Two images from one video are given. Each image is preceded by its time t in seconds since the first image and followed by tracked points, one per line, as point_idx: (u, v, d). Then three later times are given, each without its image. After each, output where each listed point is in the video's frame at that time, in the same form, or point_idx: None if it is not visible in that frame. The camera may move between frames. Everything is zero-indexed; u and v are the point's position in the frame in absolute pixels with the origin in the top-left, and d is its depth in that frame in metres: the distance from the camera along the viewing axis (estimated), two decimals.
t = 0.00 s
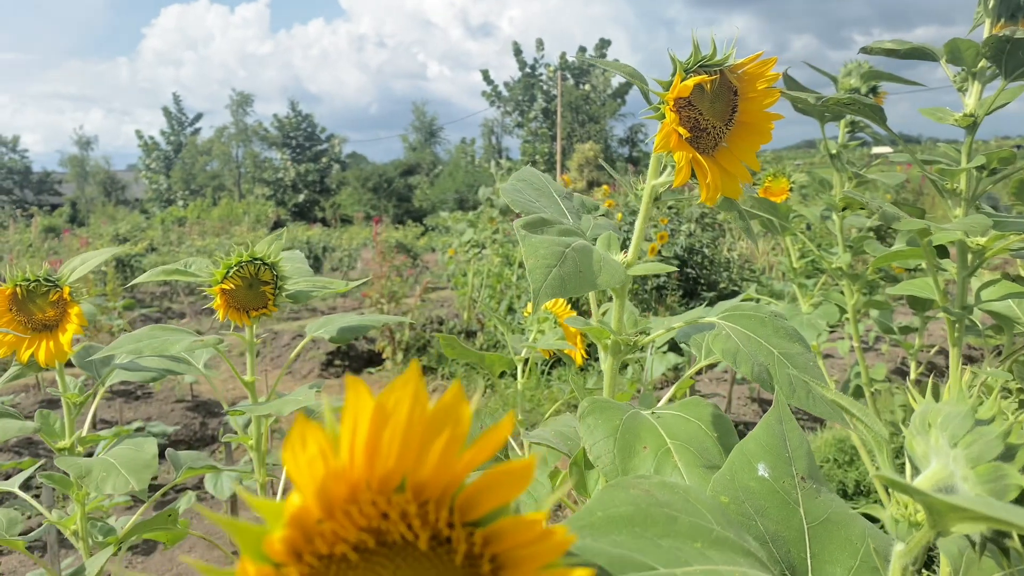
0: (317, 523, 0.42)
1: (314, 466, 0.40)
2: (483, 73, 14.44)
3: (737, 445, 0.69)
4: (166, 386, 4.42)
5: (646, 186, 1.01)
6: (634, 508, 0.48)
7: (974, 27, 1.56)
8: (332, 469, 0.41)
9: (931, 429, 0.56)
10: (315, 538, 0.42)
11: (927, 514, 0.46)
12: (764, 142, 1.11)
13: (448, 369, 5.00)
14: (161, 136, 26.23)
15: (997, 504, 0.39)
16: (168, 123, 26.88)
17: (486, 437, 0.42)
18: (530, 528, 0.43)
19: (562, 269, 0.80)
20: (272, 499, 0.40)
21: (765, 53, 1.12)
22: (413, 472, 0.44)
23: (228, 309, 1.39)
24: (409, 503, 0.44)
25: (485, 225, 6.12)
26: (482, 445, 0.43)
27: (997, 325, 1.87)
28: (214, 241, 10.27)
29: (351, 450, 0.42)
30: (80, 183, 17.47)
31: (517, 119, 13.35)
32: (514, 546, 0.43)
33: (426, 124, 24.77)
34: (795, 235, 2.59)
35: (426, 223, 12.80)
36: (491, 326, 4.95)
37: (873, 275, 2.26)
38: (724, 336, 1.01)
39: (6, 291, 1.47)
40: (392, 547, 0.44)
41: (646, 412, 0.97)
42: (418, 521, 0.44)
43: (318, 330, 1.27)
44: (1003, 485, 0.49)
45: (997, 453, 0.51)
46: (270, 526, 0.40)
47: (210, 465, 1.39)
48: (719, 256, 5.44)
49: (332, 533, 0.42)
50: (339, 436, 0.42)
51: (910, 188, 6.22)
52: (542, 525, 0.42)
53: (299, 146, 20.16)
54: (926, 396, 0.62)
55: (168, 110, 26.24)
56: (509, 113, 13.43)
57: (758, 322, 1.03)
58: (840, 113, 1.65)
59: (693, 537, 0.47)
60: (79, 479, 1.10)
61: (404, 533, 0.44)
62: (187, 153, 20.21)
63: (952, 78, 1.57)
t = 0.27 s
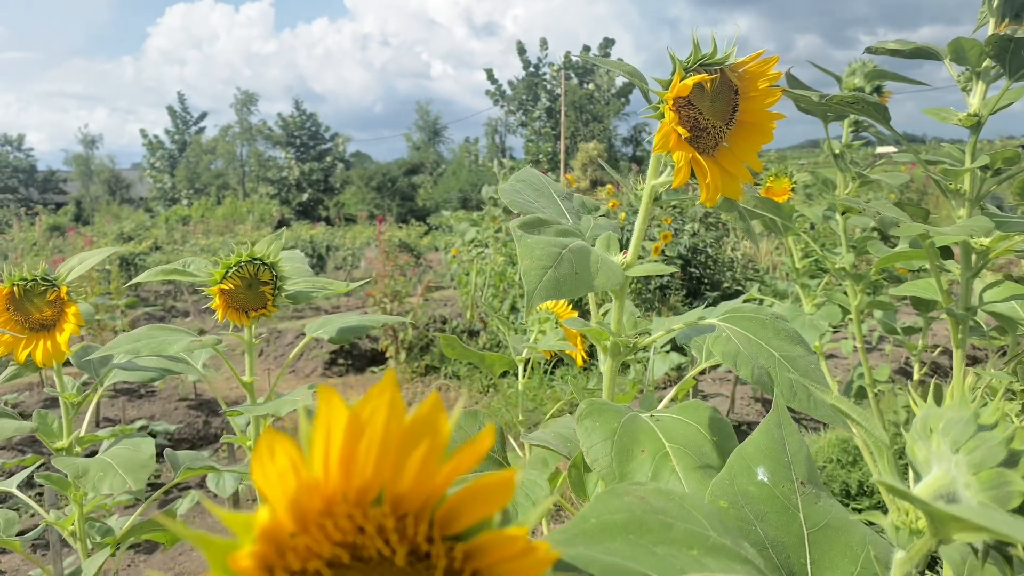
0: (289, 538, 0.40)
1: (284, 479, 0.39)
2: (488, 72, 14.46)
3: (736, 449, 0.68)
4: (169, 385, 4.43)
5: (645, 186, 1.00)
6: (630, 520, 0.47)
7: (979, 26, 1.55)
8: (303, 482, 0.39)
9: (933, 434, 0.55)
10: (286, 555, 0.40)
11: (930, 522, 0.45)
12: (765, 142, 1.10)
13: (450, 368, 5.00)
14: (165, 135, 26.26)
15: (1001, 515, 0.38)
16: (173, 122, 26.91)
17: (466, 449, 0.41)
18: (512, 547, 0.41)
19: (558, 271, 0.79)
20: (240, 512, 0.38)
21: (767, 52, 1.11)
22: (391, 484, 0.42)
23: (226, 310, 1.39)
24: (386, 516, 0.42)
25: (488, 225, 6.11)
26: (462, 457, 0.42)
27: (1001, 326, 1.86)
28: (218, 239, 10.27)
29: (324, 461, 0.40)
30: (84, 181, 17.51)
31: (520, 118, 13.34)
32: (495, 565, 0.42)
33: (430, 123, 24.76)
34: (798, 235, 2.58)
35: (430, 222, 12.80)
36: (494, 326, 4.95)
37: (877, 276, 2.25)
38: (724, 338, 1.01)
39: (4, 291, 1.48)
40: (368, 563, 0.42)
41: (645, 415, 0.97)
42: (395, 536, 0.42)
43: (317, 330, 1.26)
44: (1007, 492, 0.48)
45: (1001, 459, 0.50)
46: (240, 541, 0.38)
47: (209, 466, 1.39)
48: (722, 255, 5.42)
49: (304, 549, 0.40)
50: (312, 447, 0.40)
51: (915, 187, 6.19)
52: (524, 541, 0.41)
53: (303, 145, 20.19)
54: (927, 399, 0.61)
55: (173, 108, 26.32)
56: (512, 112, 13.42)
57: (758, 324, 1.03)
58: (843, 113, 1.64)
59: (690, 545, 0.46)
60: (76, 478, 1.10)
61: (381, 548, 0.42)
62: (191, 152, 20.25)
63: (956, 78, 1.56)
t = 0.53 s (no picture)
0: (251, 556, 0.38)
1: (247, 491, 0.37)
2: (491, 71, 14.45)
3: (733, 453, 0.67)
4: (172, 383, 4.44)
5: (645, 185, 0.99)
6: (618, 524, 0.46)
7: (985, 25, 1.54)
8: (267, 494, 0.37)
9: (933, 438, 0.54)
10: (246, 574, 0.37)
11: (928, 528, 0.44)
12: (766, 139, 1.10)
13: (452, 367, 5.00)
14: (169, 133, 26.30)
15: (1000, 526, 0.37)
16: (177, 120, 26.95)
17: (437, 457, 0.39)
18: (487, 562, 0.39)
19: (557, 270, 0.78)
20: (198, 527, 0.36)
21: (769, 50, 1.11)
22: (362, 497, 0.40)
23: (225, 310, 1.39)
24: (357, 530, 0.39)
25: (491, 224, 6.11)
26: (436, 466, 0.40)
27: (1006, 327, 1.85)
28: (221, 238, 10.28)
29: (289, 473, 0.38)
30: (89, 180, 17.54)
31: (524, 117, 13.32)
32: None
33: (433, 122, 24.78)
34: (802, 235, 2.56)
35: (433, 221, 12.81)
36: (497, 325, 4.94)
37: (881, 276, 2.23)
38: (724, 339, 0.99)
39: None
40: None
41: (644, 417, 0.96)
42: (366, 551, 0.39)
43: (316, 331, 1.25)
44: (1009, 498, 0.47)
45: (1002, 465, 0.49)
46: (201, 555, 0.36)
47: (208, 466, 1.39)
48: (726, 254, 5.40)
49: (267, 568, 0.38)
50: (278, 459, 0.38)
51: (920, 186, 6.17)
52: (500, 555, 0.39)
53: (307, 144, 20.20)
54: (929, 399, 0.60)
55: (177, 107, 26.41)
56: (516, 111, 13.41)
57: (759, 326, 1.02)
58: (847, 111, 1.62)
59: (682, 554, 0.45)
60: (73, 480, 1.11)
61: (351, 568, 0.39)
62: (196, 150, 20.29)
63: (962, 76, 1.54)
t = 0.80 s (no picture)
0: None
1: (199, 512, 0.35)
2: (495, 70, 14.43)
3: (728, 458, 0.66)
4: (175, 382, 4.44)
5: (643, 185, 0.98)
6: (607, 535, 0.45)
7: (991, 24, 1.52)
8: (221, 515, 0.36)
9: (926, 445, 0.52)
10: None
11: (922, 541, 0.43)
12: (765, 140, 1.09)
13: (455, 367, 4.99)
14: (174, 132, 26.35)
15: (993, 538, 0.36)
16: (181, 119, 27.00)
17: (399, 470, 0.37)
18: None
19: (553, 270, 0.77)
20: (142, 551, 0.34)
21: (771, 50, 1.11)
22: (323, 516, 0.38)
23: (223, 311, 1.39)
24: (318, 551, 0.37)
25: (494, 223, 6.09)
26: (400, 484, 0.38)
27: (1011, 329, 1.83)
28: (225, 237, 10.28)
29: (245, 492, 0.37)
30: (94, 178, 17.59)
31: (528, 116, 13.29)
32: None
33: (437, 121, 24.79)
34: (805, 235, 2.55)
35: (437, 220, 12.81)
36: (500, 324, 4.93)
37: (885, 277, 2.22)
38: (724, 341, 0.98)
39: None
40: None
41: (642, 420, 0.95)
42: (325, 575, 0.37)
43: (315, 332, 1.24)
44: (1006, 507, 0.46)
45: (997, 473, 0.48)
46: None
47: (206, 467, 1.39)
48: (730, 254, 5.39)
49: None
50: (232, 479, 0.36)
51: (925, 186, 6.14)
52: None
53: (311, 143, 20.21)
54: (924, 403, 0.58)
55: (182, 106, 26.46)
56: (520, 111, 13.39)
57: (758, 327, 1.00)
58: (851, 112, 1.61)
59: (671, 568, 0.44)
60: (67, 481, 1.11)
61: None
62: (200, 149, 20.32)
63: (968, 76, 1.53)
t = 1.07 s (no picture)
0: None
1: (147, 537, 0.33)
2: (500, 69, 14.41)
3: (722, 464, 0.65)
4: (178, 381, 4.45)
5: (641, 186, 0.98)
6: (594, 547, 0.44)
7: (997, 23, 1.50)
8: (172, 539, 0.33)
9: (925, 454, 0.51)
10: None
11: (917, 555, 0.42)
12: (765, 139, 1.08)
13: (458, 366, 4.99)
14: (178, 131, 26.39)
15: (983, 555, 0.35)
16: (185, 118, 27.01)
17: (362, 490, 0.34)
18: None
19: (548, 272, 0.76)
20: None
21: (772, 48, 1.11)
22: (282, 542, 0.35)
23: (218, 312, 1.37)
24: None
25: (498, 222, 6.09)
26: (364, 506, 0.35)
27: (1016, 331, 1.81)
28: (229, 236, 10.30)
29: (199, 515, 0.34)
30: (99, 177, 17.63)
31: (532, 115, 13.27)
32: None
33: (440, 120, 24.77)
34: (808, 235, 2.53)
35: (441, 219, 12.80)
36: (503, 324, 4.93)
37: (889, 278, 2.20)
38: (723, 343, 0.97)
39: None
40: None
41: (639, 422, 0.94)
42: None
43: (314, 334, 1.23)
44: (1005, 519, 0.45)
45: (996, 483, 0.46)
46: None
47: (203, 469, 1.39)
48: (734, 254, 5.36)
49: None
50: (184, 500, 0.34)
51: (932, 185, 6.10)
52: None
53: (315, 142, 20.23)
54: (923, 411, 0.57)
55: (187, 105, 26.51)
56: (524, 110, 13.36)
57: (757, 329, 0.99)
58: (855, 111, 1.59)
59: None
60: (61, 485, 1.13)
61: None
62: (205, 149, 20.36)
63: (973, 75, 1.51)
